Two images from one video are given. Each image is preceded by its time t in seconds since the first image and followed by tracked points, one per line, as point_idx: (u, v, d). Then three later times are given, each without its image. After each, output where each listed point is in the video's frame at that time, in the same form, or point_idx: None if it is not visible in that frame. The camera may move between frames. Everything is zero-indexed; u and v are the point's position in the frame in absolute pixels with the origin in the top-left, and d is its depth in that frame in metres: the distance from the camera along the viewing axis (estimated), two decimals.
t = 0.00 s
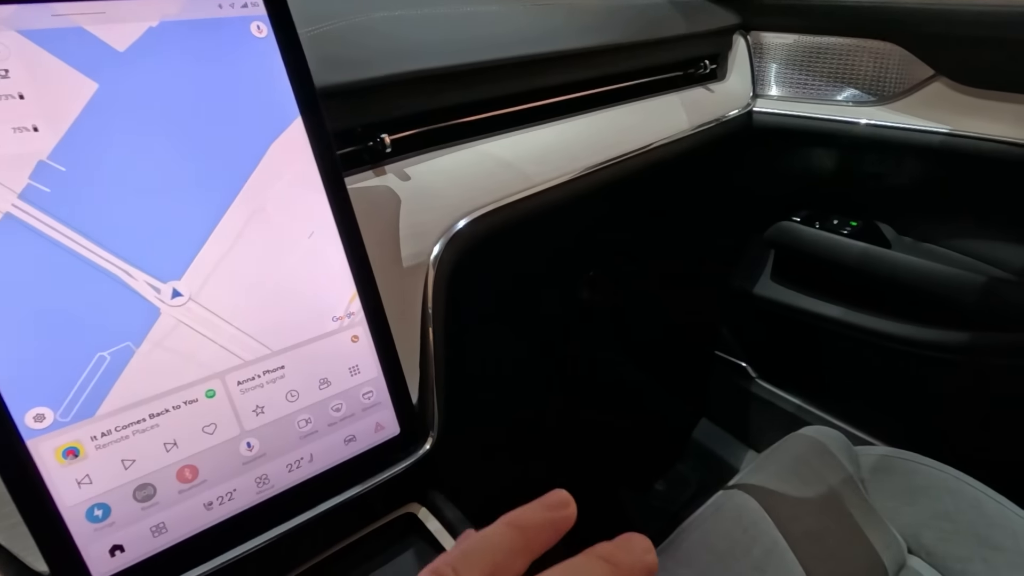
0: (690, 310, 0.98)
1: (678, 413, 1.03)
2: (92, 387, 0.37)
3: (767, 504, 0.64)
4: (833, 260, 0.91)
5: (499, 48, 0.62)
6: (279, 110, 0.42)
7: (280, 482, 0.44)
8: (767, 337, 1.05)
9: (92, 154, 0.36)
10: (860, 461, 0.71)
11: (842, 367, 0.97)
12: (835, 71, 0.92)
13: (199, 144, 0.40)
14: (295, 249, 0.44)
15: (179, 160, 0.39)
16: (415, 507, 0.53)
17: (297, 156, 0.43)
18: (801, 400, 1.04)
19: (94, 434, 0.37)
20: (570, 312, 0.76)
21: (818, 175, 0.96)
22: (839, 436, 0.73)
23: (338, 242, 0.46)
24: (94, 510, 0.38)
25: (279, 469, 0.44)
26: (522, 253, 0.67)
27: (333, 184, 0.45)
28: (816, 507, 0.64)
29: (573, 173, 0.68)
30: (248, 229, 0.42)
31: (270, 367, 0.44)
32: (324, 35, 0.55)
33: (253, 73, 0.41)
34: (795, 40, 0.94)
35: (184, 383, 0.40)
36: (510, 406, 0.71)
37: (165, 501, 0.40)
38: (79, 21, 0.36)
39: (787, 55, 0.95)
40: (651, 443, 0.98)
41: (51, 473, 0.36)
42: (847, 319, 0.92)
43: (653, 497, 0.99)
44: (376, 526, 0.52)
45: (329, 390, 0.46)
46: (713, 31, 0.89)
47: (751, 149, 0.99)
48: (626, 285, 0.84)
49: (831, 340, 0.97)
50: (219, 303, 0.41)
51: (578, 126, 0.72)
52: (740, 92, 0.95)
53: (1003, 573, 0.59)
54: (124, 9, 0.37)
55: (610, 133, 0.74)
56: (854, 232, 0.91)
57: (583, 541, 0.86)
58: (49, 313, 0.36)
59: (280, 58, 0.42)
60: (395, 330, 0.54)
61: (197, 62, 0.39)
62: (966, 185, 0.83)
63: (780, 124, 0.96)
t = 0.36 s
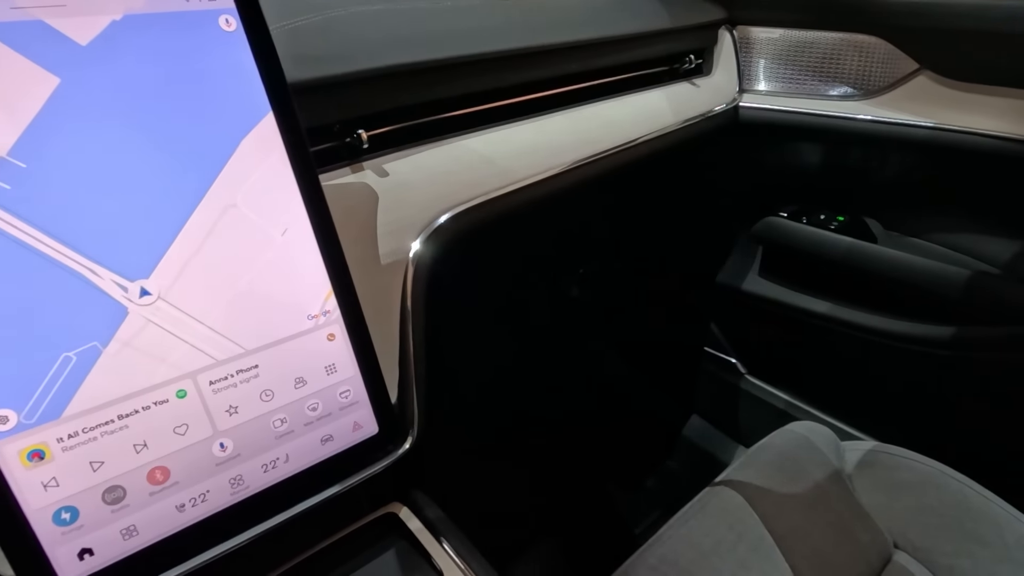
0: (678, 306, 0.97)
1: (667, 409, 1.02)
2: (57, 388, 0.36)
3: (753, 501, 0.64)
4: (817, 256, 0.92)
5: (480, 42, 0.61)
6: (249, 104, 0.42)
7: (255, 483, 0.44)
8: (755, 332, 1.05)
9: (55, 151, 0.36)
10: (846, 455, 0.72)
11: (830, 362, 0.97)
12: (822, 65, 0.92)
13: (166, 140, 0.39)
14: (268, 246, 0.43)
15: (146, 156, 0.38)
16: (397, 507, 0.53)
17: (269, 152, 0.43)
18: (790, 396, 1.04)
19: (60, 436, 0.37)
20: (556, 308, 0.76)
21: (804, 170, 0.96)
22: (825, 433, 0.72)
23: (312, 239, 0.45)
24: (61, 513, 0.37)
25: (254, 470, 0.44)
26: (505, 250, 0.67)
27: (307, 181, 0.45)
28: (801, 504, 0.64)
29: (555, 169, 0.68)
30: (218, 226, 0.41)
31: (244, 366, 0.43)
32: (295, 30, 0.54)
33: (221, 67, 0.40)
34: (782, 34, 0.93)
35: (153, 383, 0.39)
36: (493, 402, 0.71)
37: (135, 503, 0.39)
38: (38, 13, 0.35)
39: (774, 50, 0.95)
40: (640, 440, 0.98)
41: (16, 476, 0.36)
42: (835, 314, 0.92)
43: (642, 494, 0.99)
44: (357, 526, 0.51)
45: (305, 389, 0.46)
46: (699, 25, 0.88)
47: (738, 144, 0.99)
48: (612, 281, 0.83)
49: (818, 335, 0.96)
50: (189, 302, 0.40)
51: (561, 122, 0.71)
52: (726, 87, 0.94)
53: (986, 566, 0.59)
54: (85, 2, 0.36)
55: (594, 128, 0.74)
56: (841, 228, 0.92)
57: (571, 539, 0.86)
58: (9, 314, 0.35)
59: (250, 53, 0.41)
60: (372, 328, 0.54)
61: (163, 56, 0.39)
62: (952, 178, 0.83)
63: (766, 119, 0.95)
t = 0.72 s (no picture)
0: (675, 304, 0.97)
1: (664, 408, 1.02)
2: (46, 391, 0.36)
3: (750, 499, 0.64)
4: (813, 254, 0.91)
5: (473, 40, 0.61)
6: (240, 103, 0.41)
7: (248, 485, 0.44)
8: (752, 330, 1.05)
9: (42, 150, 0.35)
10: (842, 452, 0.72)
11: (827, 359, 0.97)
12: (817, 63, 0.91)
13: (156, 139, 0.38)
14: (260, 246, 0.43)
15: (135, 155, 0.38)
16: (392, 508, 0.52)
17: (261, 151, 0.42)
18: (787, 394, 1.04)
19: (49, 439, 0.36)
20: (551, 307, 0.76)
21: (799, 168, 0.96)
22: (821, 430, 0.72)
23: (305, 239, 0.45)
24: (51, 517, 0.37)
25: (247, 472, 0.44)
26: (500, 249, 0.67)
27: (299, 181, 0.44)
28: (798, 502, 0.64)
29: (549, 167, 0.67)
30: (210, 226, 0.41)
31: (236, 368, 0.43)
32: (289, 29, 0.53)
33: (211, 65, 0.40)
34: (778, 32, 0.92)
35: (144, 386, 0.39)
36: (489, 401, 0.71)
37: (126, 507, 0.39)
38: (24, 12, 0.34)
39: (770, 48, 0.94)
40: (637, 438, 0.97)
41: (5, 480, 0.35)
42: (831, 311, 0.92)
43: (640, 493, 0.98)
44: (353, 527, 0.51)
45: (299, 390, 0.45)
46: (694, 23, 0.87)
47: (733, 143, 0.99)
48: (608, 280, 0.83)
49: (815, 333, 0.96)
50: (181, 303, 0.40)
51: (556, 120, 0.71)
52: (721, 85, 0.94)
53: (983, 564, 0.59)
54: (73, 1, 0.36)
55: (589, 126, 0.74)
56: (837, 225, 0.92)
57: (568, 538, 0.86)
58: None
59: (240, 51, 0.41)
60: (367, 329, 0.54)
61: (152, 55, 0.38)
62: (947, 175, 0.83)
63: (762, 117, 0.95)
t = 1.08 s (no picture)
0: (674, 305, 0.97)
1: (663, 408, 1.02)
2: (50, 394, 0.36)
3: (752, 501, 0.64)
4: (814, 255, 0.93)
5: (475, 43, 0.61)
6: (244, 106, 0.41)
7: (252, 488, 0.44)
8: (752, 331, 1.05)
9: (46, 154, 0.35)
10: (844, 453, 0.72)
11: (827, 361, 0.97)
12: (817, 66, 0.91)
13: (159, 142, 0.38)
14: (264, 248, 0.43)
15: (139, 158, 0.38)
16: (394, 510, 0.52)
17: (264, 154, 0.42)
18: (787, 395, 1.04)
19: (54, 443, 0.36)
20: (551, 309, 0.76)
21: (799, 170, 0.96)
22: (822, 431, 0.72)
23: (309, 241, 0.45)
24: (55, 520, 0.37)
25: (250, 475, 0.44)
26: (501, 251, 0.67)
27: (302, 183, 0.44)
28: (800, 504, 0.64)
29: (551, 170, 0.68)
30: (213, 229, 0.41)
31: (240, 371, 0.43)
32: (291, 32, 0.53)
33: (215, 68, 0.40)
34: (777, 35, 0.93)
35: (148, 389, 0.39)
36: (491, 403, 0.71)
37: (130, 510, 0.39)
38: (29, 15, 0.34)
39: (770, 50, 0.95)
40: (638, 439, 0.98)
41: (9, 483, 0.35)
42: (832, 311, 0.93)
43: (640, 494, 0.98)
44: (355, 529, 0.51)
45: (303, 393, 0.45)
46: (695, 25, 0.88)
47: (733, 144, 0.99)
48: (609, 281, 0.83)
49: (815, 334, 0.96)
50: (185, 306, 0.40)
51: (558, 122, 0.71)
52: (721, 87, 0.95)
53: (984, 565, 0.59)
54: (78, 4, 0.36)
55: (590, 128, 0.73)
56: (837, 227, 0.92)
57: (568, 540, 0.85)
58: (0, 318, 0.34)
59: (245, 55, 0.41)
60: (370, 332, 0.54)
61: (156, 59, 0.38)
62: (947, 178, 0.83)
63: (760, 118, 0.96)
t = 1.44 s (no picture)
0: (679, 310, 0.98)
1: (668, 412, 1.03)
2: (78, 400, 0.37)
3: (759, 504, 0.64)
4: (819, 259, 0.92)
5: (485, 53, 0.62)
6: (265, 118, 0.42)
7: (270, 491, 0.44)
8: (756, 336, 1.06)
9: (75, 166, 0.36)
10: (848, 457, 0.72)
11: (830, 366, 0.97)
12: (821, 74, 0.93)
13: (183, 154, 0.39)
14: (284, 256, 0.44)
15: (164, 169, 0.39)
16: (407, 514, 0.53)
17: (284, 164, 0.43)
18: (790, 399, 1.05)
19: (81, 446, 0.37)
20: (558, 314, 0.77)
21: (803, 176, 0.97)
22: (826, 434, 0.73)
23: (326, 249, 0.46)
24: (81, 523, 0.38)
25: (269, 479, 0.44)
26: (510, 258, 0.68)
27: (320, 192, 0.45)
28: (805, 508, 0.64)
29: (560, 178, 0.69)
30: (234, 238, 0.42)
31: (259, 376, 0.43)
32: (307, 43, 0.54)
33: (237, 81, 0.41)
34: (782, 43, 0.94)
35: (171, 394, 0.40)
36: (499, 406, 0.72)
37: (154, 512, 0.40)
38: (61, 32, 0.35)
39: (774, 59, 0.96)
40: (644, 443, 0.98)
41: (38, 486, 0.36)
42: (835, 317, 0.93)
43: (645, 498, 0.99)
44: (369, 532, 0.52)
45: (320, 398, 0.46)
46: (700, 34, 0.89)
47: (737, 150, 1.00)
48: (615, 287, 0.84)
49: (820, 339, 0.97)
50: (206, 313, 0.41)
51: (567, 130, 0.72)
52: (727, 95, 0.95)
53: (986, 567, 0.60)
54: (108, 20, 0.37)
55: (597, 136, 0.74)
56: (840, 233, 0.93)
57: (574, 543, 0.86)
58: (31, 326, 0.35)
59: (266, 68, 0.42)
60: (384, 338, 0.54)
61: (181, 72, 0.39)
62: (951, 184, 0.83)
63: (765, 126, 0.97)
